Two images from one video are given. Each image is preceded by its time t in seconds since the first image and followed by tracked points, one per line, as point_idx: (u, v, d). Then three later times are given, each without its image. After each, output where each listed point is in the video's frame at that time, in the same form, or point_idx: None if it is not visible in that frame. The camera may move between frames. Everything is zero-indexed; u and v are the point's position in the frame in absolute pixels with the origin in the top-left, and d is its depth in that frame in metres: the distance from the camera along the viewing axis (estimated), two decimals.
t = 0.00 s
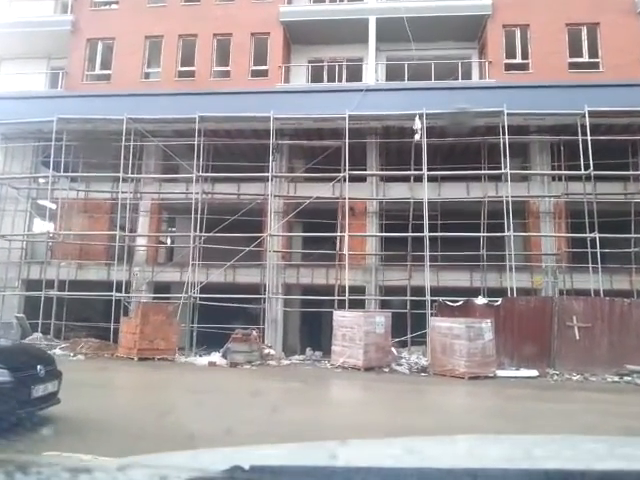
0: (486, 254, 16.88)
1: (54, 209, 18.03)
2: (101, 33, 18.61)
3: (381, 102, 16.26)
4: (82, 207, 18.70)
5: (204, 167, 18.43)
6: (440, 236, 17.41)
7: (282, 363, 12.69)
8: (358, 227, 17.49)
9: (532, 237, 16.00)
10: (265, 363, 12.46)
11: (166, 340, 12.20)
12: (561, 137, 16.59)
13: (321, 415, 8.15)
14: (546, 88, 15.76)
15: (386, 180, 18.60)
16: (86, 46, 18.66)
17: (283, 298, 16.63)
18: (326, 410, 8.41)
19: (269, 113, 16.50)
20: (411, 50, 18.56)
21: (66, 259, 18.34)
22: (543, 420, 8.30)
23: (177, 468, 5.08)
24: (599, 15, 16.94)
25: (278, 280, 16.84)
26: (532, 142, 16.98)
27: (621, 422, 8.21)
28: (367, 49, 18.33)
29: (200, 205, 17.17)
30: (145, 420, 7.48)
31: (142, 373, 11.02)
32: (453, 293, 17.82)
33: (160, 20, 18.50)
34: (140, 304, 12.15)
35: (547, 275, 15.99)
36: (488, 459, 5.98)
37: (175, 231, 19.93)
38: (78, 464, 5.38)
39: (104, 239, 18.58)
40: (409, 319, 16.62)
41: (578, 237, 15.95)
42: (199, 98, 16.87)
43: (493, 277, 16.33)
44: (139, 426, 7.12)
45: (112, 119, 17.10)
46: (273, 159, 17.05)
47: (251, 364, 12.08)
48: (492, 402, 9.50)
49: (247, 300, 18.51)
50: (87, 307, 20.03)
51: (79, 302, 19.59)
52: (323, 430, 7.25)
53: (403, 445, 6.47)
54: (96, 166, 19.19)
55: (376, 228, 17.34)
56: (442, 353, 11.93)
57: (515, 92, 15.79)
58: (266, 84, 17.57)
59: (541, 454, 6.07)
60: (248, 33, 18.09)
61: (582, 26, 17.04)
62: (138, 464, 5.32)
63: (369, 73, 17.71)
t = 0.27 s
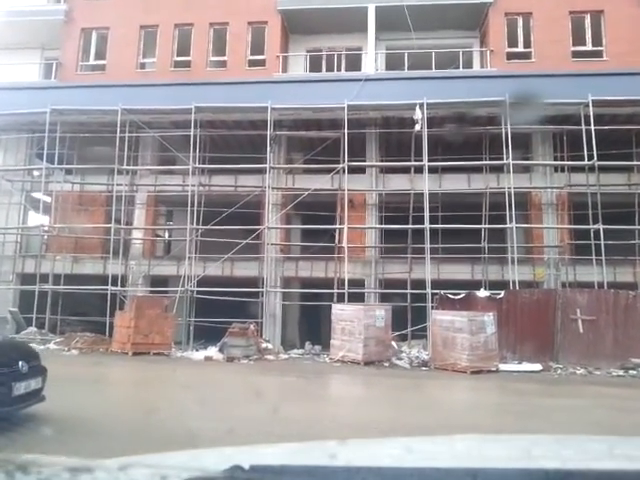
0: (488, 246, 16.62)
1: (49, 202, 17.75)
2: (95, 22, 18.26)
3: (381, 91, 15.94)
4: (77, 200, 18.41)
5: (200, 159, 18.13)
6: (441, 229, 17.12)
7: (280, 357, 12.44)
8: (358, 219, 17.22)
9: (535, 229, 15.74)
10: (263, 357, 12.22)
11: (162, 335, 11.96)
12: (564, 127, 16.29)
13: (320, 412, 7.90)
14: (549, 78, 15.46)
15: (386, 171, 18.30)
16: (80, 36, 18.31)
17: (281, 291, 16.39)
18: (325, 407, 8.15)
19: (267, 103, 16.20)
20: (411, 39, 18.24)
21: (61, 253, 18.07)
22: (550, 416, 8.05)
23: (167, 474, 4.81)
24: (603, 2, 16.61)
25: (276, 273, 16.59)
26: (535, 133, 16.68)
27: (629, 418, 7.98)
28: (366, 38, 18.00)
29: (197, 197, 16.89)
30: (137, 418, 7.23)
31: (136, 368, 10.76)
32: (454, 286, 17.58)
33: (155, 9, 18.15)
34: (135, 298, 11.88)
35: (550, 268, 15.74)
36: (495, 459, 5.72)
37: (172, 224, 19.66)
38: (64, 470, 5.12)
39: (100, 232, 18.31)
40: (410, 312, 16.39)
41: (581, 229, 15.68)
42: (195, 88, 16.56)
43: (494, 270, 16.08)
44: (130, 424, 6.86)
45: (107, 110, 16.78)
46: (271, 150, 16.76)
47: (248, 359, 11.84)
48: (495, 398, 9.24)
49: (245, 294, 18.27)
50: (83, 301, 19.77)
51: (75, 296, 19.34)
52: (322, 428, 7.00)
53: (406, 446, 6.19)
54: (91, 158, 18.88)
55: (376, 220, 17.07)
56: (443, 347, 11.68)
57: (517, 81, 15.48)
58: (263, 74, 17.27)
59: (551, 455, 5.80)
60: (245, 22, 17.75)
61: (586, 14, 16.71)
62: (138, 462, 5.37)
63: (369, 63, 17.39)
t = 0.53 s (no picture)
0: (491, 239, 16.27)
1: (43, 193, 17.39)
2: (90, 9, 17.85)
3: (383, 81, 15.55)
4: (72, 192, 18.04)
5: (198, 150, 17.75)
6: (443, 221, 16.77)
7: (278, 353, 12.12)
8: (358, 211, 16.86)
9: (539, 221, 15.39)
10: (261, 353, 11.90)
11: (157, 329, 11.65)
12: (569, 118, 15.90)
13: (319, 410, 7.57)
14: (555, 66, 15.07)
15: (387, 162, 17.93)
16: (75, 24, 17.91)
17: (280, 285, 16.08)
18: (324, 405, 7.82)
19: (265, 92, 15.81)
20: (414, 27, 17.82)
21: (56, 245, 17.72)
22: (558, 415, 7.71)
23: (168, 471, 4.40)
24: None
25: (275, 267, 16.29)
26: (540, 123, 16.30)
27: None
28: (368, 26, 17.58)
29: (194, 189, 16.53)
30: (126, 417, 6.90)
31: (129, 363, 10.44)
32: (457, 280, 17.24)
33: None
34: (129, 291, 11.53)
35: (555, 261, 15.40)
36: (506, 459, 5.36)
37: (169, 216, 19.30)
38: (61, 470, 4.68)
39: (95, 225, 17.96)
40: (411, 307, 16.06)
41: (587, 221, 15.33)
42: (192, 77, 16.17)
43: (498, 263, 15.75)
44: (118, 424, 6.54)
45: (102, 99, 16.39)
46: (270, 140, 16.38)
47: (245, 354, 11.52)
48: (501, 395, 8.91)
49: (243, 288, 17.93)
50: (79, 295, 19.43)
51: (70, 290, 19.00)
52: (321, 428, 6.67)
53: (409, 446, 5.85)
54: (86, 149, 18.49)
55: (377, 212, 16.72)
56: (446, 342, 11.36)
57: (522, 70, 15.09)
58: (262, 63, 16.90)
59: (564, 455, 5.43)
60: (244, 9, 17.34)
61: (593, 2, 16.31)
62: (139, 462, 4.82)
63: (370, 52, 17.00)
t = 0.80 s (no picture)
0: (493, 230, 15.97)
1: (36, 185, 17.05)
2: None
3: (381, 68, 15.19)
4: (66, 184, 17.70)
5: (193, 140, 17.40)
6: (443, 212, 16.45)
7: (276, 347, 11.85)
8: (357, 202, 16.55)
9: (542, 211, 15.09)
10: (258, 347, 11.63)
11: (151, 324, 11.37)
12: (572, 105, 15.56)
13: (316, 408, 7.30)
14: (557, 52, 14.72)
15: (387, 152, 17.59)
16: (66, 12, 17.52)
17: (278, 278, 15.78)
18: (321, 403, 7.55)
19: (261, 81, 15.45)
20: (413, 13, 17.42)
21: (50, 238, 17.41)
22: (565, 411, 7.42)
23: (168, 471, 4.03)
24: None
25: (273, 260, 15.97)
26: (542, 111, 15.96)
27: None
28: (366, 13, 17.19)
29: (190, 180, 16.20)
30: (113, 416, 6.64)
31: (122, 359, 10.14)
32: (458, 271, 16.95)
33: None
34: (122, 285, 11.17)
35: (557, 252, 15.12)
36: (512, 458, 5.09)
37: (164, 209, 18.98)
38: (61, 471, 4.24)
39: (89, 217, 17.63)
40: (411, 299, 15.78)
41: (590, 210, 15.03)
42: (186, 66, 15.81)
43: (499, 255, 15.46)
44: (105, 424, 6.28)
45: (94, 89, 16.01)
46: (266, 130, 16.04)
47: (242, 349, 11.25)
48: (504, 390, 8.63)
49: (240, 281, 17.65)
50: (74, 289, 19.13)
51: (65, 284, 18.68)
52: (317, 426, 6.40)
53: (409, 445, 5.59)
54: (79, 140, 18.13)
55: (376, 203, 16.39)
56: (448, 335, 11.08)
57: (524, 57, 14.75)
58: (257, 50, 16.57)
59: (574, 454, 5.14)
60: None
61: None
62: (139, 462, 4.42)
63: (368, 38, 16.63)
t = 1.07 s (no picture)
0: (495, 222, 15.67)
1: (29, 177, 16.71)
2: None
3: (381, 57, 14.82)
4: (60, 176, 17.38)
5: (189, 131, 17.04)
6: (445, 205, 16.12)
7: (274, 342, 11.55)
8: (357, 194, 16.21)
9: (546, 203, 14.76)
10: (255, 342, 11.33)
11: (146, 319, 11.09)
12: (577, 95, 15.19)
13: (313, 406, 7.01)
14: (562, 40, 14.35)
15: (387, 143, 17.24)
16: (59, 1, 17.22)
17: (276, 272, 15.46)
18: (319, 401, 7.26)
19: (259, 70, 15.07)
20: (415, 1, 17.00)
21: (44, 232, 17.10)
22: (573, 410, 7.12)
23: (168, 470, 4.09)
24: None
25: (271, 253, 15.59)
26: (546, 101, 15.62)
27: None
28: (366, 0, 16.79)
29: (186, 172, 15.86)
30: (99, 416, 6.36)
31: (115, 356, 9.83)
32: (460, 265, 16.64)
33: None
34: (117, 279, 10.90)
35: (561, 245, 14.80)
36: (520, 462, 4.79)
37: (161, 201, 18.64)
38: (63, 470, 4.48)
39: (84, 210, 17.31)
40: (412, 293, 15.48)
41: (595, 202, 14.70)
42: (182, 55, 15.44)
43: (503, 248, 15.22)
44: (89, 424, 6.02)
45: (87, 79, 15.65)
46: (264, 120, 15.68)
47: (238, 344, 10.95)
48: (509, 387, 8.33)
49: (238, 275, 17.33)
50: (70, 283, 18.84)
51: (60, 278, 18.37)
52: (313, 426, 6.12)
53: (409, 445, 5.31)
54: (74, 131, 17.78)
55: (376, 195, 16.05)
56: (450, 330, 10.78)
57: (528, 45, 14.38)
58: (255, 39, 16.24)
59: (581, 457, 4.85)
60: None
61: None
62: (139, 462, 4.54)
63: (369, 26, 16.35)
